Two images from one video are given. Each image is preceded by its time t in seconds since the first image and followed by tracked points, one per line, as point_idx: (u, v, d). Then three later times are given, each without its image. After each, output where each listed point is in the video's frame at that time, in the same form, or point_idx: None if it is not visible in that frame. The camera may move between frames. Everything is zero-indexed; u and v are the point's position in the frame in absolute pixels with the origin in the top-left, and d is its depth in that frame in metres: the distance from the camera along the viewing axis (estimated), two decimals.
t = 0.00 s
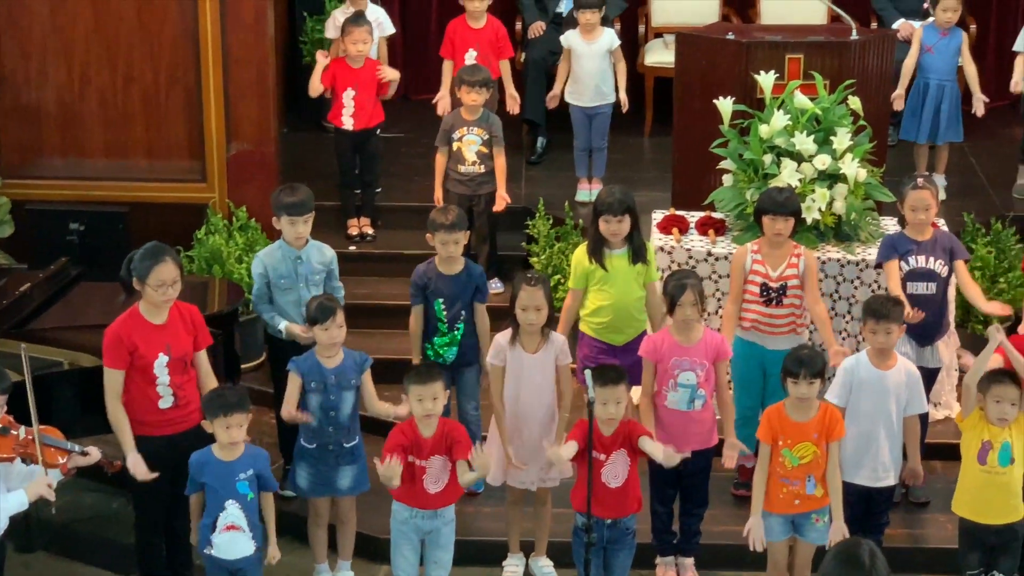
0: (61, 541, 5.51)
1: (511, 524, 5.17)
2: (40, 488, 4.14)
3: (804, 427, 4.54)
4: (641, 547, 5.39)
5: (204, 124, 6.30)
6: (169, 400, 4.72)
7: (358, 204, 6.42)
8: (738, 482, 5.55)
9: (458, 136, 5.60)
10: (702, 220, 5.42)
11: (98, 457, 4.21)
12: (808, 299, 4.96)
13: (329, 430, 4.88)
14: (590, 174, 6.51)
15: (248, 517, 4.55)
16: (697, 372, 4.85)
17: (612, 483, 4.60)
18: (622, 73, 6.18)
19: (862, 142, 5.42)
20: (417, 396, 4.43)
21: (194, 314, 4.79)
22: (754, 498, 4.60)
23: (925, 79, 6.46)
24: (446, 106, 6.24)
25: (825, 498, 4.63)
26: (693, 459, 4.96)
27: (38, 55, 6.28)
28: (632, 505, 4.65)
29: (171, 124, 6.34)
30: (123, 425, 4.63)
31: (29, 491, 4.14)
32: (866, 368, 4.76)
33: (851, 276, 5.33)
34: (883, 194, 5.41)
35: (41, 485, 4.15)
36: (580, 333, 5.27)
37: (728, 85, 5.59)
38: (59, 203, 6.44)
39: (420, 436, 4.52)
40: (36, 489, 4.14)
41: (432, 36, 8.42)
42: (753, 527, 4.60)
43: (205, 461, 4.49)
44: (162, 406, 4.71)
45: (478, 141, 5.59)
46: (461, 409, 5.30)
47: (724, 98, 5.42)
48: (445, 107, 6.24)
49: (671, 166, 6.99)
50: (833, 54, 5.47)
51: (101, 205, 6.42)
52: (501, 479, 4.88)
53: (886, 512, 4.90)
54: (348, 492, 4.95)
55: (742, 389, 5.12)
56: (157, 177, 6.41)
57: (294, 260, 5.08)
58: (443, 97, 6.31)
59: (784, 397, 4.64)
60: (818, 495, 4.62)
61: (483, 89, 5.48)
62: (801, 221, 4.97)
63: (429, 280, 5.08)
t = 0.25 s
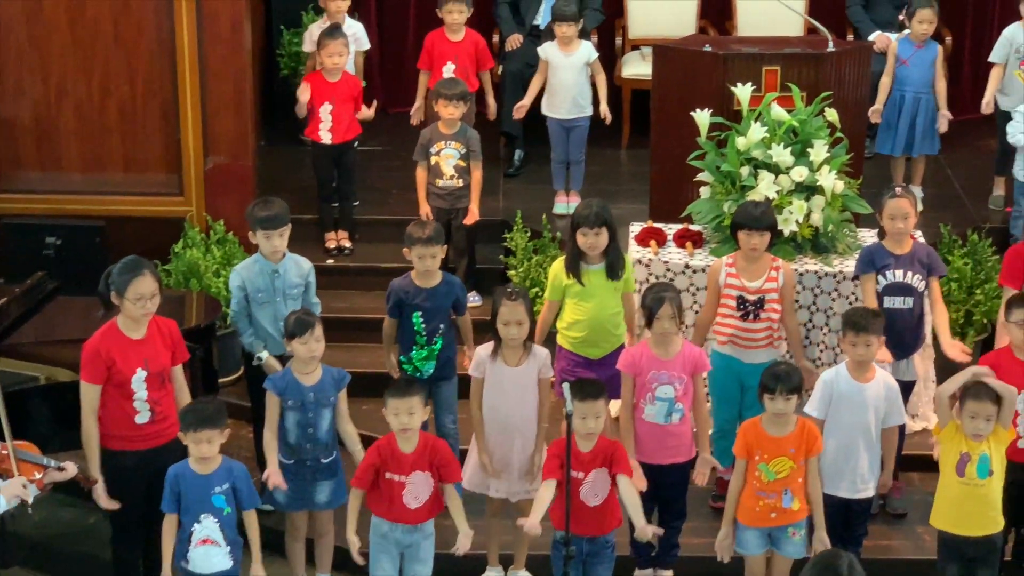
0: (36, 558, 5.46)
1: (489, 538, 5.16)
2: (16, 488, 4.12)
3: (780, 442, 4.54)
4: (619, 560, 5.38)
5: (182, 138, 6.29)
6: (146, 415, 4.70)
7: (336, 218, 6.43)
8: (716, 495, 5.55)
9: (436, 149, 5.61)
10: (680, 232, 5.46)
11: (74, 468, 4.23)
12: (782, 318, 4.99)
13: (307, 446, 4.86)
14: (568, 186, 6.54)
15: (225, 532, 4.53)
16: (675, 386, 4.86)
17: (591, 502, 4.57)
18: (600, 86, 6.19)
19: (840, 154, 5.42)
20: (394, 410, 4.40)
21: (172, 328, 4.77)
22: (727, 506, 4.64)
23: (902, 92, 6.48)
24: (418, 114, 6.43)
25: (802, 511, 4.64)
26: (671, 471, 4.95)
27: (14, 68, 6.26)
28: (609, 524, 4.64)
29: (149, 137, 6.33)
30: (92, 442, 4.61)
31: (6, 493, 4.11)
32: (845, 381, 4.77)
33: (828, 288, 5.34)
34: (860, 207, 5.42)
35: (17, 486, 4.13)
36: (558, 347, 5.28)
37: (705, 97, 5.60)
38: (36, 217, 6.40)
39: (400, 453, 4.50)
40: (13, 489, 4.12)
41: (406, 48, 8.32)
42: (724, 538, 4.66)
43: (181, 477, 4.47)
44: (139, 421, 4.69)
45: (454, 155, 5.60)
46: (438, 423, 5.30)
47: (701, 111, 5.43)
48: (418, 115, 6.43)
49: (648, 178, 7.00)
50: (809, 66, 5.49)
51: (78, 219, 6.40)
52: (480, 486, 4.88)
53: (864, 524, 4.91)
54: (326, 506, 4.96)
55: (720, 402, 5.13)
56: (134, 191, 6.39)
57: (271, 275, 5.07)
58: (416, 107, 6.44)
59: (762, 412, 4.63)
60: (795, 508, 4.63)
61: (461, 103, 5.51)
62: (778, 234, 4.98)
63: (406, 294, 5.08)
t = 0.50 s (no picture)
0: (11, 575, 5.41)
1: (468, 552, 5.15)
2: None
3: (755, 456, 4.56)
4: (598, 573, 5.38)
5: (157, 152, 6.27)
6: (122, 431, 4.68)
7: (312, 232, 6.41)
8: (693, 507, 5.56)
9: (413, 164, 5.61)
10: (657, 245, 5.50)
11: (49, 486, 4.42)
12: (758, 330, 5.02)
13: (284, 463, 4.84)
14: (544, 201, 6.52)
15: (203, 547, 4.49)
16: (653, 400, 4.87)
17: (570, 521, 4.57)
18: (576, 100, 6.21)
19: (816, 167, 5.44)
20: (369, 423, 4.37)
21: (149, 343, 4.75)
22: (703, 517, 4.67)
23: (877, 105, 6.52)
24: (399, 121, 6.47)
25: (777, 525, 4.65)
26: (648, 485, 4.96)
27: None
28: (587, 541, 4.62)
29: (124, 152, 6.30)
30: (60, 461, 4.53)
31: None
32: (821, 394, 4.80)
33: (804, 301, 5.36)
34: (836, 220, 5.42)
35: None
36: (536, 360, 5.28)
37: (681, 111, 5.62)
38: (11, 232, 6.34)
39: (375, 468, 4.49)
40: None
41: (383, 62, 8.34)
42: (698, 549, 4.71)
43: (159, 492, 4.44)
44: (115, 437, 4.67)
45: (431, 169, 5.60)
46: (415, 436, 5.29)
47: (677, 124, 5.45)
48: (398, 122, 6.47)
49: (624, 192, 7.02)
50: (784, 79, 5.53)
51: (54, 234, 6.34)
52: (460, 500, 4.83)
53: (841, 536, 4.92)
54: (302, 522, 4.93)
55: (696, 415, 5.15)
56: (110, 207, 6.35)
57: (248, 290, 5.05)
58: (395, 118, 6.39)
59: (739, 426, 4.64)
60: (771, 522, 4.64)
61: (436, 117, 5.51)
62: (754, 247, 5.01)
63: (383, 308, 5.06)
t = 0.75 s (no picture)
0: None
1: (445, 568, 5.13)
2: None
3: (732, 472, 4.55)
4: None
5: (134, 168, 6.27)
6: (98, 447, 4.66)
7: (289, 247, 6.41)
8: (671, 523, 5.54)
9: (389, 180, 5.63)
10: (634, 260, 5.48)
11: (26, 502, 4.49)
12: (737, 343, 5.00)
13: (263, 479, 4.83)
14: (521, 216, 6.53)
15: (181, 565, 4.46)
16: (631, 415, 4.86)
17: (548, 537, 4.51)
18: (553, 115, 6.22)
19: (793, 181, 5.45)
20: (347, 440, 4.35)
21: (126, 359, 4.74)
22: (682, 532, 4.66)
23: (854, 119, 6.53)
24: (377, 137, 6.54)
25: (755, 539, 4.64)
26: (627, 500, 4.93)
27: None
28: (564, 558, 4.55)
29: (101, 167, 6.30)
30: (42, 480, 4.57)
31: None
32: (800, 409, 4.79)
33: (782, 315, 5.37)
34: (813, 233, 5.43)
35: None
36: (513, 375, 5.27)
37: (659, 125, 5.61)
38: None
39: (353, 484, 4.46)
40: None
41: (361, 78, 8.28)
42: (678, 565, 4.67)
43: (136, 509, 4.42)
44: (91, 453, 4.65)
45: (408, 185, 5.62)
46: (393, 452, 5.28)
47: (655, 138, 5.45)
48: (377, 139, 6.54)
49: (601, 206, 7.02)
50: (762, 93, 5.53)
51: (30, 250, 6.34)
52: (439, 518, 4.81)
53: (821, 550, 4.91)
54: (282, 540, 4.91)
55: (673, 428, 5.15)
56: (86, 223, 6.35)
57: (224, 307, 5.05)
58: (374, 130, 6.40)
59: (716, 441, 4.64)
60: (748, 537, 4.63)
61: (413, 132, 5.53)
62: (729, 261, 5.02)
63: (361, 323, 5.04)
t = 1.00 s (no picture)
0: None
1: None
2: None
3: (714, 486, 4.52)
4: None
5: (115, 182, 6.27)
6: (79, 463, 4.64)
7: (272, 261, 6.42)
8: (654, 536, 5.52)
9: (370, 195, 5.68)
10: (617, 274, 5.48)
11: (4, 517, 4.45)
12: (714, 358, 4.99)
13: (245, 493, 4.80)
14: (503, 230, 6.54)
15: None
16: (614, 429, 4.81)
17: (532, 552, 4.45)
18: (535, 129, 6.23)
19: (774, 195, 5.46)
20: (330, 454, 4.32)
21: (109, 374, 4.71)
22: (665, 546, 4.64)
23: (834, 133, 6.55)
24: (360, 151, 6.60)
25: (738, 553, 4.63)
26: (610, 514, 4.91)
27: None
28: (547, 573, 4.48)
29: (82, 182, 6.29)
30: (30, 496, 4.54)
31: None
32: (781, 423, 4.76)
33: (764, 329, 5.36)
34: (795, 247, 5.43)
35: None
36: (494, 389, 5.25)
37: (641, 138, 5.61)
38: None
39: (336, 499, 4.42)
40: None
41: (343, 91, 8.28)
42: None
43: (116, 522, 4.38)
44: (72, 469, 4.63)
45: (388, 199, 5.68)
46: (376, 468, 5.27)
47: (637, 153, 5.44)
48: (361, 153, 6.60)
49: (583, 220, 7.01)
50: (744, 107, 5.53)
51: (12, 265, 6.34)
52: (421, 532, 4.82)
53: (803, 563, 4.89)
54: (265, 556, 4.89)
55: (654, 442, 5.14)
56: (68, 238, 6.35)
57: (205, 323, 5.04)
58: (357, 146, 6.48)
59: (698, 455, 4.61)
60: (731, 550, 4.62)
61: (393, 147, 5.59)
62: (709, 276, 5.01)
63: (344, 337, 5.03)
